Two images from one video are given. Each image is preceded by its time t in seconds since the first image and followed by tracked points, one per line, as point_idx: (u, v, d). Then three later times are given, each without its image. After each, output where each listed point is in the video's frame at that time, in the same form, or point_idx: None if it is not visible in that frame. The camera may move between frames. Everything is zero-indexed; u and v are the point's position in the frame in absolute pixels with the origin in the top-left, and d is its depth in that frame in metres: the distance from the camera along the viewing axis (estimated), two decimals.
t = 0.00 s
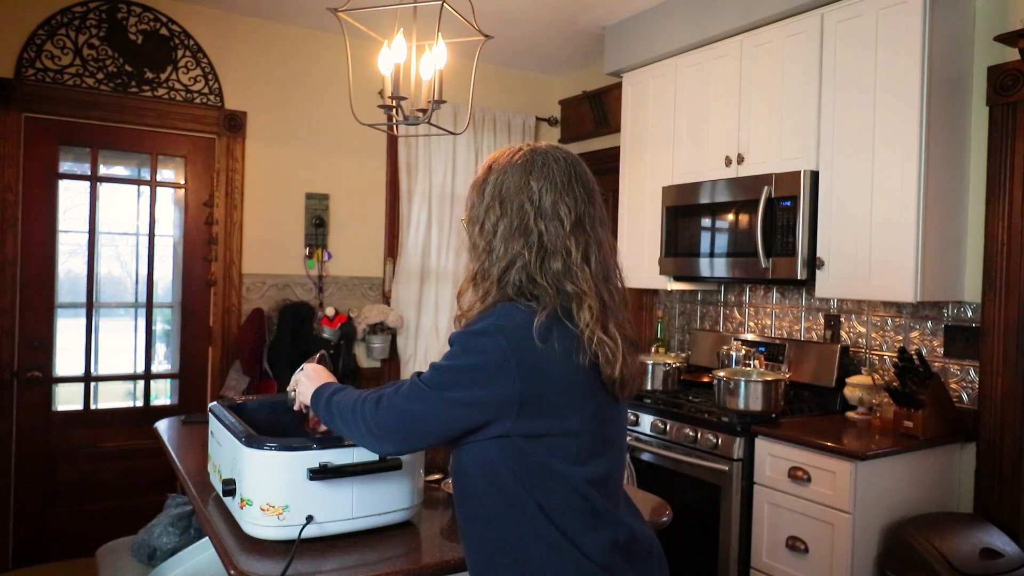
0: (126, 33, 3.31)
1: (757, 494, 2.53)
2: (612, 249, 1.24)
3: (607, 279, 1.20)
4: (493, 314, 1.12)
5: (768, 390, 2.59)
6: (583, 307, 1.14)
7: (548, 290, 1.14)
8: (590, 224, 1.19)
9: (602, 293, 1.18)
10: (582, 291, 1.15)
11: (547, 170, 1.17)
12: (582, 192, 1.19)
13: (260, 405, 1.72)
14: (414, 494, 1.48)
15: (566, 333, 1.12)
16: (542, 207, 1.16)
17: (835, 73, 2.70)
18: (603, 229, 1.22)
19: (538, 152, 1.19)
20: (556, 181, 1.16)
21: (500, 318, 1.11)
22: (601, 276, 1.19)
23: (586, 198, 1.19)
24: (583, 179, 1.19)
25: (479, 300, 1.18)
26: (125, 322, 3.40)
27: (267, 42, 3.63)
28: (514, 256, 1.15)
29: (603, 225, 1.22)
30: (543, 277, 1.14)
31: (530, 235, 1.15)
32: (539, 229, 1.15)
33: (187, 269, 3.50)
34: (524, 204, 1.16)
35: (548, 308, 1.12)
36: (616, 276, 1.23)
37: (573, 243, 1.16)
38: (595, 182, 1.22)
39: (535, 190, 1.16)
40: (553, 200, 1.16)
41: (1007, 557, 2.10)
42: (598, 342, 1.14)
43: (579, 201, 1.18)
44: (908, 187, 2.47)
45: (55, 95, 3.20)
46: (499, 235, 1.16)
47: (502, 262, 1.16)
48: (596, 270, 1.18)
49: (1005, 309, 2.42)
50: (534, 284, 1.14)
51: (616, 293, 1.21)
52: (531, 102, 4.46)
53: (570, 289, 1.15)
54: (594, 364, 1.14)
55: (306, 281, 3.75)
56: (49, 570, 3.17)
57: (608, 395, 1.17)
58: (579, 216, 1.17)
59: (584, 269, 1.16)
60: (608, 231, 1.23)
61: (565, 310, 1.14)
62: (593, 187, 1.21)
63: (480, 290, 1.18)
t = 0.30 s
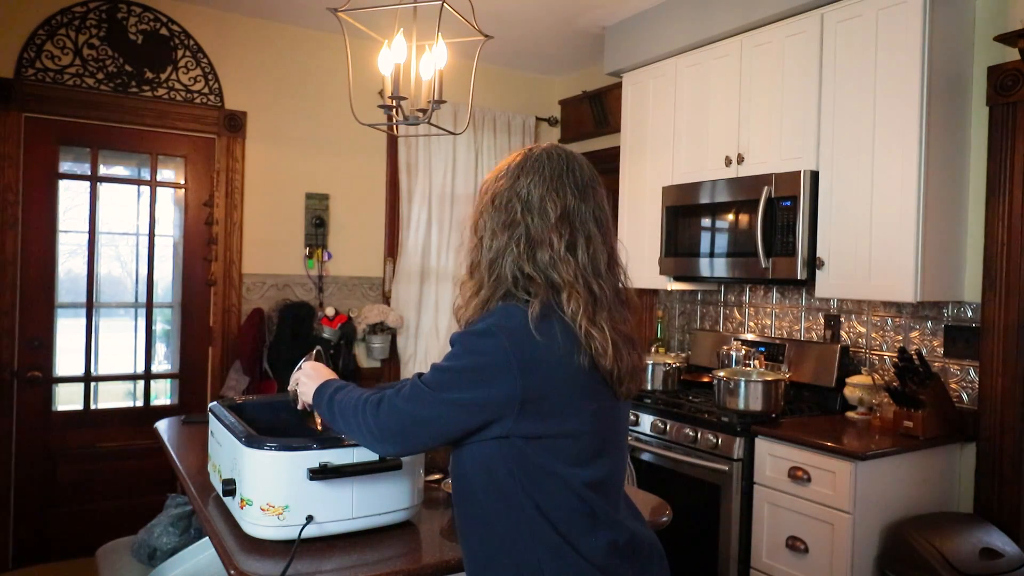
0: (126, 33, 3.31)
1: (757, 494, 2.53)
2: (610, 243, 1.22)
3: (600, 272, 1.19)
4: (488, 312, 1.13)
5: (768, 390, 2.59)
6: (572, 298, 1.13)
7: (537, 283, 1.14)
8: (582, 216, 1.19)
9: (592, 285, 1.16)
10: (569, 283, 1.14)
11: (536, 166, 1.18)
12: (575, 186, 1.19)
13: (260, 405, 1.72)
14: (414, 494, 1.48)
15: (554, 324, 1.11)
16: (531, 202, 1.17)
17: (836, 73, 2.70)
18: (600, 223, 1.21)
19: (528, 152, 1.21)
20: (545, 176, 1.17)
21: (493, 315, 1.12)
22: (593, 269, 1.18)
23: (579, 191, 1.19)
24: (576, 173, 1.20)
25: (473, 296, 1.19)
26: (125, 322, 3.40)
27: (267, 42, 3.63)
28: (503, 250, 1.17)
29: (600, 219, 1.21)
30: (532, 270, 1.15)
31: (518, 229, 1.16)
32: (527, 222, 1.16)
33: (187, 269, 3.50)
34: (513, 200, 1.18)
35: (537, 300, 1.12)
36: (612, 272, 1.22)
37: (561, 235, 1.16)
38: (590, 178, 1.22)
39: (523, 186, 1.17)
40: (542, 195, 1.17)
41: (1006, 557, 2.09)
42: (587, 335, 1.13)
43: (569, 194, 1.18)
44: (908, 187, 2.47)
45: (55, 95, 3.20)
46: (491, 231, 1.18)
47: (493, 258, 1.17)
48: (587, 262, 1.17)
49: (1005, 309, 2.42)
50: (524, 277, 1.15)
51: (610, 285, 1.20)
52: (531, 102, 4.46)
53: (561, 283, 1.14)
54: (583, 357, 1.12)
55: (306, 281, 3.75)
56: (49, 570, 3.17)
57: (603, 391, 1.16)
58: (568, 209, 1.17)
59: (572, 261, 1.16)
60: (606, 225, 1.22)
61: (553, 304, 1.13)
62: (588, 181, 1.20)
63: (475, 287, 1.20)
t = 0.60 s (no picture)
0: (126, 33, 3.31)
1: (757, 494, 2.53)
2: (616, 237, 1.21)
3: (606, 267, 1.18)
4: (493, 312, 1.14)
5: (768, 390, 2.59)
6: (574, 295, 1.12)
7: (541, 281, 1.14)
8: (586, 211, 1.18)
9: (596, 281, 1.15)
10: (572, 279, 1.13)
11: (539, 163, 1.19)
12: (579, 181, 1.18)
13: (260, 404, 1.72)
14: (414, 494, 1.48)
15: (556, 321, 1.11)
16: (534, 199, 1.17)
17: (835, 73, 2.70)
18: (606, 217, 1.20)
19: (531, 150, 1.21)
20: (548, 173, 1.18)
21: (497, 315, 1.12)
22: (597, 265, 1.17)
23: (583, 186, 1.18)
24: (580, 168, 1.19)
25: (481, 296, 1.20)
26: (125, 322, 3.40)
27: (267, 42, 3.63)
28: (507, 248, 1.17)
29: (606, 214, 1.20)
30: (536, 267, 1.15)
31: (521, 227, 1.16)
32: (530, 220, 1.16)
33: (187, 269, 3.50)
34: (517, 199, 1.18)
35: (540, 298, 1.12)
36: (618, 268, 1.21)
37: (564, 231, 1.16)
38: (595, 172, 1.21)
39: (525, 184, 1.18)
40: (545, 192, 1.17)
41: (1006, 557, 2.09)
42: (591, 332, 1.12)
43: (572, 190, 1.17)
44: (908, 187, 2.47)
45: (55, 95, 3.20)
46: (496, 230, 1.18)
47: (498, 257, 1.18)
48: (591, 258, 1.16)
49: (1005, 309, 2.42)
50: (529, 275, 1.15)
51: (614, 280, 1.18)
52: (531, 102, 4.46)
53: (564, 280, 1.14)
54: (587, 354, 1.11)
55: (307, 281, 3.75)
56: (49, 570, 3.17)
57: (609, 389, 1.15)
58: (571, 204, 1.17)
59: (576, 257, 1.15)
60: (613, 220, 1.22)
61: (556, 301, 1.13)
62: (592, 176, 1.20)
63: (482, 287, 1.20)
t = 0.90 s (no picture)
0: (126, 33, 3.31)
1: (758, 494, 2.53)
2: (615, 237, 1.21)
3: (605, 268, 1.17)
4: (494, 319, 1.14)
5: (768, 390, 2.59)
6: (573, 297, 1.12)
7: (540, 285, 1.14)
8: (585, 211, 1.18)
9: (595, 283, 1.15)
10: (571, 282, 1.13)
11: (536, 164, 1.19)
12: (578, 181, 1.18)
13: (260, 404, 1.72)
14: (414, 494, 1.48)
15: (557, 326, 1.11)
16: (531, 201, 1.17)
17: (835, 73, 2.70)
18: (604, 217, 1.20)
19: (528, 151, 1.22)
20: (545, 174, 1.18)
21: (498, 320, 1.12)
22: (596, 267, 1.17)
23: (581, 186, 1.18)
24: (578, 168, 1.19)
25: (482, 300, 1.20)
26: (125, 322, 3.40)
27: (267, 42, 3.63)
28: (506, 252, 1.17)
29: (604, 213, 1.20)
30: (535, 270, 1.14)
31: (519, 230, 1.16)
32: (528, 222, 1.16)
33: (187, 268, 3.50)
34: (515, 201, 1.18)
35: (540, 302, 1.12)
36: (617, 268, 1.20)
37: (563, 233, 1.15)
38: (593, 172, 1.21)
39: (523, 186, 1.18)
40: (543, 194, 1.17)
41: (1006, 557, 2.09)
42: (591, 335, 1.11)
43: (570, 191, 1.17)
44: (908, 187, 2.47)
45: (55, 95, 3.20)
46: (497, 235, 1.18)
47: (498, 262, 1.18)
48: (590, 259, 1.16)
49: (1005, 309, 2.42)
50: (529, 279, 1.15)
51: (613, 280, 1.18)
52: (531, 102, 4.46)
53: (563, 283, 1.14)
54: (587, 356, 1.11)
55: (306, 281, 3.75)
56: (49, 570, 3.17)
57: (611, 392, 1.14)
58: (569, 206, 1.17)
59: (575, 259, 1.15)
60: (611, 219, 1.21)
61: (556, 304, 1.13)
62: (590, 175, 1.20)
63: (483, 292, 1.20)
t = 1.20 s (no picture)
0: (126, 33, 3.31)
1: (758, 494, 2.53)
2: (617, 237, 1.21)
3: (608, 268, 1.17)
4: (506, 325, 1.11)
5: (768, 390, 2.59)
6: (582, 297, 1.12)
7: (548, 284, 1.13)
8: (587, 212, 1.17)
9: (600, 283, 1.15)
10: (578, 281, 1.13)
11: (537, 166, 1.18)
12: (580, 182, 1.18)
13: (260, 404, 1.72)
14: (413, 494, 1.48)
15: (572, 323, 1.10)
16: (532, 202, 1.16)
17: (835, 73, 2.70)
18: (605, 217, 1.20)
19: (528, 152, 1.21)
20: (545, 175, 1.17)
21: (513, 325, 1.09)
22: (600, 267, 1.16)
23: (582, 187, 1.18)
24: (578, 169, 1.19)
25: (484, 301, 1.19)
26: (125, 322, 3.40)
27: (267, 42, 3.63)
28: (508, 253, 1.16)
29: (605, 213, 1.20)
30: (540, 270, 1.14)
31: (521, 231, 1.16)
32: (530, 223, 1.16)
33: (187, 268, 3.50)
34: (516, 202, 1.18)
35: (552, 301, 1.11)
36: (619, 267, 1.20)
37: (565, 234, 1.15)
38: (593, 172, 1.20)
39: (524, 187, 1.17)
40: (543, 195, 1.16)
41: (1006, 557, 2.09)
42: (603, 333, 1.11)
43: (571, 191, 1.17)
44: (908, 187, 2.47)
45: (55, 95, 3.20)
46: (499, 237, 1.18)
47: (502, 263, 1.17)
48: (594, 259, 1.16)
49: (1004, 309, 2.42)
50: (533, 279, 1.14)
51: (617, 280, 1.18)
52: (531, 102, 4.46)
53: (570, 283, 1.13)
54: (601, 355, 1.11)
55: (307, 281, 3.75)
56: (49, 570, 3.17)
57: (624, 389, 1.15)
58: (571, 206, 1.16)
59: (579, 259, 1.15)
60: (612, 219, 1.21)
61: (564, 303, 1.12)
62: (591, 175, 1.19)
63: (486, 293, 1.19)
